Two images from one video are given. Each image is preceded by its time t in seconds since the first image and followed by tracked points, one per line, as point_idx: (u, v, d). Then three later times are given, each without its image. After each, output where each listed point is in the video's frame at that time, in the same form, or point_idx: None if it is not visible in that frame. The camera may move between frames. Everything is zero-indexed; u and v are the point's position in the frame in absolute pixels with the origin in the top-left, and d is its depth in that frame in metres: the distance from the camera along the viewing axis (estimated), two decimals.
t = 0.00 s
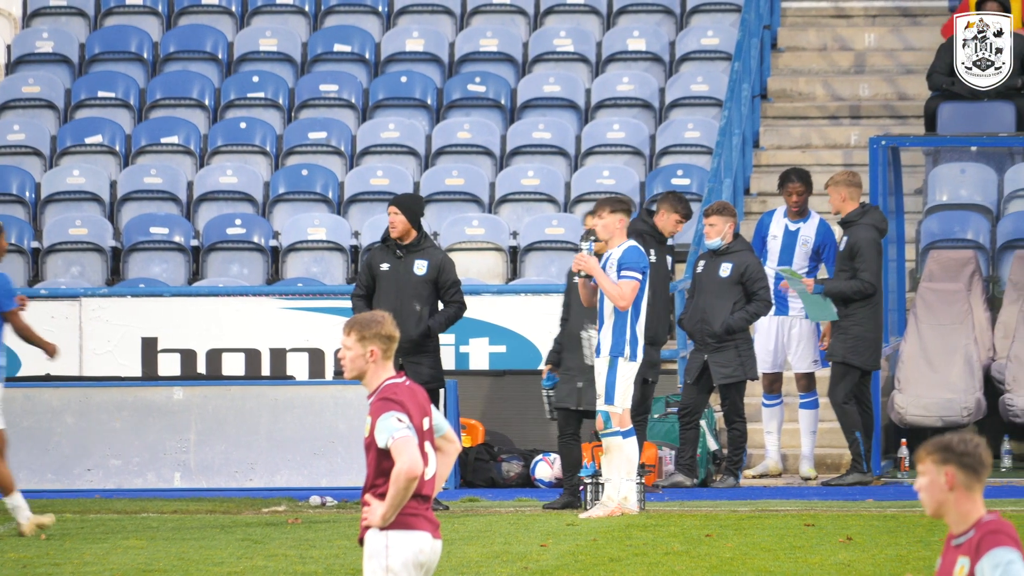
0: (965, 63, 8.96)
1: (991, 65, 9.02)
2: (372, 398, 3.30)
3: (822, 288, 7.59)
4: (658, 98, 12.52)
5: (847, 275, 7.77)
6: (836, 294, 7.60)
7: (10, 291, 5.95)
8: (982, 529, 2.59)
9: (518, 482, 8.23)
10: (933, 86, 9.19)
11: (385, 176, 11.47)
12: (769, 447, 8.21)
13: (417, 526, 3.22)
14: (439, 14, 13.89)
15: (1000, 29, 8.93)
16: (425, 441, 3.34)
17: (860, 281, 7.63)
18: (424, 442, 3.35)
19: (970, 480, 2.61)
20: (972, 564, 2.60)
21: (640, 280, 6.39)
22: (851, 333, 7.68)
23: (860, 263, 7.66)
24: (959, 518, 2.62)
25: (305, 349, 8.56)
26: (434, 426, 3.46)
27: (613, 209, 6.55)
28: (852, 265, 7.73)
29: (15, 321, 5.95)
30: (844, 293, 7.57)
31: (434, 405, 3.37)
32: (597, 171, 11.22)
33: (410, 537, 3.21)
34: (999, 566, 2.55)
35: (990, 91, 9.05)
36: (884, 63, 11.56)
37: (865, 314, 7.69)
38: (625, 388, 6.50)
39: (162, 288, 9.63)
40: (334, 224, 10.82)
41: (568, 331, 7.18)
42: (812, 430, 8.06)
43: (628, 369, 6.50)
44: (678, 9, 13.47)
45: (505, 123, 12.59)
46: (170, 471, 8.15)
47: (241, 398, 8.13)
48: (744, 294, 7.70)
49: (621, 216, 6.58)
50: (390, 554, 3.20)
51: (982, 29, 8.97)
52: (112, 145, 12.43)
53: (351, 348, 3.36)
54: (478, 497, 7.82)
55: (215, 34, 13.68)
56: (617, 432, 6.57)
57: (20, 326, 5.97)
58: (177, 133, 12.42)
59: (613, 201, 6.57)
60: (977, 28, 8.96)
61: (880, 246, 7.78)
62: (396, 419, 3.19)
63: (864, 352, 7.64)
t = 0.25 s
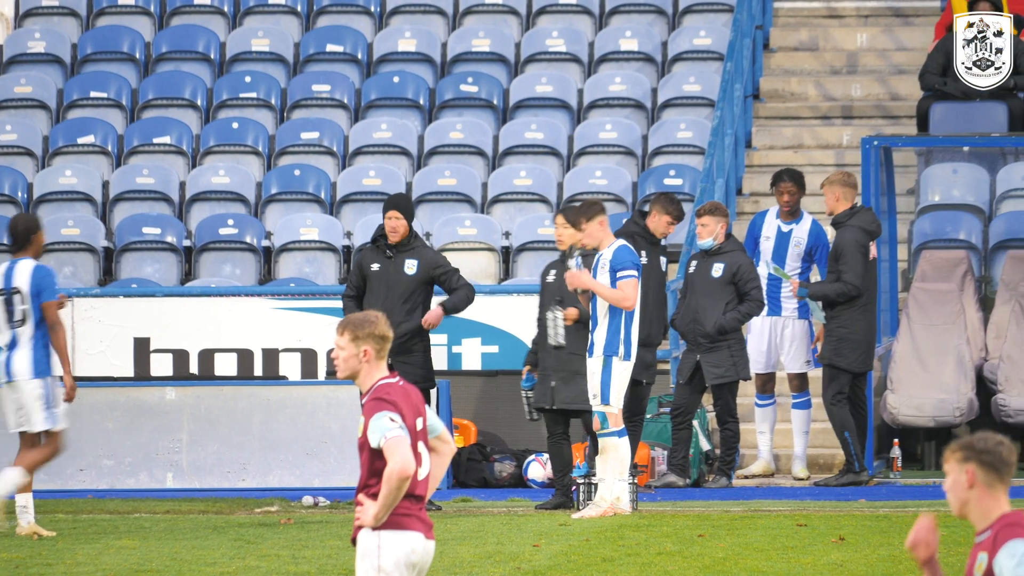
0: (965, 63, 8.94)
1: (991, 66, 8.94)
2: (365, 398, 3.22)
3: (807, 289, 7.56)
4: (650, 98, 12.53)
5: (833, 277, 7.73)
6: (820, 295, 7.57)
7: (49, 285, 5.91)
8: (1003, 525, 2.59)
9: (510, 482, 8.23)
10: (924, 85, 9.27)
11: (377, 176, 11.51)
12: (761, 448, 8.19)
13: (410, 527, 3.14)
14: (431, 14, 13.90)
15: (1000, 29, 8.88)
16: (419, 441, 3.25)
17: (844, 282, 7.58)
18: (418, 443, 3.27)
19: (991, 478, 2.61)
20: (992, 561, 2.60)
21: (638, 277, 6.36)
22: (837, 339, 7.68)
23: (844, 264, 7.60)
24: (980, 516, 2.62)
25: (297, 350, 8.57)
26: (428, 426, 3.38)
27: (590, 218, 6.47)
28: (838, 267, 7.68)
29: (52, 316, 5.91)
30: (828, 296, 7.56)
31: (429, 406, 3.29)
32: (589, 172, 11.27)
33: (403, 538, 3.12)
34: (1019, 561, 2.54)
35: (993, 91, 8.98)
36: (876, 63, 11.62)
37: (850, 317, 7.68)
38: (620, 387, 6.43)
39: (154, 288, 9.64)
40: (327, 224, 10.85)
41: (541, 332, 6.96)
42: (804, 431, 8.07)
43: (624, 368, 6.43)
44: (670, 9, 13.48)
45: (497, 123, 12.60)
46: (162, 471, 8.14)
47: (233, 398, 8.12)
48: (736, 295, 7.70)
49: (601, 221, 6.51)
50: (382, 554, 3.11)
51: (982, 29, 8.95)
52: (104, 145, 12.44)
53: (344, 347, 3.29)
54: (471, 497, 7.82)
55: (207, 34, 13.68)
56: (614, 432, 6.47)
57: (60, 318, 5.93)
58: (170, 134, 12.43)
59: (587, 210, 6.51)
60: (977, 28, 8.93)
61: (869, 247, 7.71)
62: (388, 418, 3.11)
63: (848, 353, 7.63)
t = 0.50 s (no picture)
0: (965, 63, 8.87)
1: (990, 65, 8.87)
2: (362, 397, 3.20)
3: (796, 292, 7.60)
4: (647, 98, 12.55)
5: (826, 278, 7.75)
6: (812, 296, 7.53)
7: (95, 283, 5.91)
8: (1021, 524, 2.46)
9: (507, 483, 8.23)
10: (921, 85, 9.37)
11: (373, 176, 11.51)
12: (758, 448, 8.23)
13: (406, 527, 3.12)
14: (427, 14, 13.91)
15: (1000, 29, 8.76)
16: (415, 441, 3.23)
17: (830, 282, 7.58)
18: (415, 442, 3.24)
19: (1009, 477, 2.48)
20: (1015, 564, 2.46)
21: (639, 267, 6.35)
22: (836, 338, 7.67)
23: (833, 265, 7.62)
24: (1001, 519, 2.49)
25: (293, 350, 8.58)
26: (426, 426, 3.37)
27: (571, 227, 6.50)
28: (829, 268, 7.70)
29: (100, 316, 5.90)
30: (817, 296, 7.52)
31: (427, 405, 3.27)
32: (586, 172, 11.28)
33: (398, 538, 3.10)
34: None
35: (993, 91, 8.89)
36: (872, 63, 11.61)
37: (845, 317, 7.67)
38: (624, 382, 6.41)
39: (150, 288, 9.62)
40: (323, 224, 10.86)
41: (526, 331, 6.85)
42: (800, 431, 8.08)
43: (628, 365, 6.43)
44: (666, 9, 13.49)
45: (493, 123, 12.60)
46: (158, 471, 8.10)
47: (230, 398, 8.11)
48: (733, 295, 7.70)
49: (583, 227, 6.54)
50: (377, 554, 3.09)
51: (982, 30, 8.82)
52: (101, 145, 12.44)
53: (342, 346, 3.26)
54: (467, 497, 7.82)
55: (204, 34, 13.68)
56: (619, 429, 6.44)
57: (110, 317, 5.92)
58: (166, 134, 12.43)
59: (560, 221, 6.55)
60: (977, 28, 8.84)
61: (860, 249, 7.69)
62: (384, 418, 3.08)
63: (845, 353, 7.62)
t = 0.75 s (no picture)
0: (965, 63, 8.85)
1: (990, 65, 8.86)
2: (360, 397, 3.19)
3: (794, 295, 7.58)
4: (645, 98, 12.55)
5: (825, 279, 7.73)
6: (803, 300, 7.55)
7: (152, 289, 6.13)
8: None
9: (506, 483, 8.24)
10: (919, 85, 9.38)
11: (372, 176, 11.51)
12: (757, 448, 8.22)
13: (405, 527, 3.12)
14: (426, 14, 13.91)
15: (1000, 29, 8.77)
16: (415, 442, 3.22)
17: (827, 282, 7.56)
18: (414, 442, 3.24)
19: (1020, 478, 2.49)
20: None
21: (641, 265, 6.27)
22: (836, 339, 7.64)
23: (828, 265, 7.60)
24: (1014, 519, 2.50)
25: (292, 350, 8.59)
26: (427, 427, 3.37)
27: (570, 229, 6.42)
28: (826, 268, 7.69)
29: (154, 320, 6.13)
30: (811, 298, 7.53)
31: (426, 405, 3.27)
32: (585, 172, 11.28)
33: (397, 538, 3.10)
34: None
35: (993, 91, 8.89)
36: (871, 63, 11.61)
37: (845, 317, 7.65)
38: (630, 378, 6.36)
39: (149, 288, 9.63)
40: (322, 225, 10.84)
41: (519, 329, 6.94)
42: (799, 432, 8.06)
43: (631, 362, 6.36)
44: (665, 9, 13.50)
45: (492, 123, 12.61)
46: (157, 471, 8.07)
47: (228, 399, 8.10)
48: (732, 295, 7.70)
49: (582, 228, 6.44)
50: (376, 554, 3.09)
51: (982, 30, 8.83)
52: (99, 145, 12.44)
53: (342, 346, 3.26)
54: (466, 497, 7.82)
55: (202, 34, 13.68)
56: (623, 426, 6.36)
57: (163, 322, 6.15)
58: (165, 134, 12.43)
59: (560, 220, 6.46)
60: (977, 28, 8.83)
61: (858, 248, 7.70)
62: (381, 417, 3.08)
63: (845, 354, 7.58)
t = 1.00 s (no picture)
0: (965, 63, 8.83)
1: (990, 65, 8.85)
2: (360, 396, 3.19)
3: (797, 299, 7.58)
4: (645, 98, 12.56)
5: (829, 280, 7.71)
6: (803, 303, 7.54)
7: (210, 287, 5.97)
8: None
9: (506, 482, 8.24)
10: (919, 85, 9.45)
11: (371, 176, 11.51)
12: (755, 447, 8.22)
13: (404, 527, 3.12)
14: (425, 14, 13.91)
15: (1000, 30, 8.80)
16: (414, 442, 3.22)
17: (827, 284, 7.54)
18: (414, 442, 3.23)
19: None
20: None
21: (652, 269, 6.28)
22: (836, 341, 7.60)
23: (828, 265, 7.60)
24: None
25: (292, 350, 8.59)
26: (427, 427, 3.36)
27: (583, 227, 6.33)
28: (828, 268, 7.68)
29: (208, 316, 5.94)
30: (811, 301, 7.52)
31: (426, 405, 3.26)
32: (584, 172, 11.28)
33: (397, 538, 3.10)
34: None
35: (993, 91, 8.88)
36: (870, 63, 11.61)
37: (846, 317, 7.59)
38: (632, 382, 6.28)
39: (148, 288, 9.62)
40: (321, 225, 10.84)
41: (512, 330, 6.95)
42: (800, 432, 8.05)
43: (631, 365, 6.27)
44: (664, 9, 13.50)
45: (491, 123, 12.61)
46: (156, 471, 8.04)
47: (228, 399, 8.08)
48: (731, 294, 7.70)
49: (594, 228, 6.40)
50: (375, 554, 3.09)
51: (982, 30, 8.83)
52: (99, 145, 12.44)
53: (342, 346, 3.25)
54: (465, 497, 7.82)
55: (202, 34, 13.69)
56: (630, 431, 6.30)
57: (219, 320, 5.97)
58: (164, 134, 12.43)
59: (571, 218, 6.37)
60: (977, 29, 8.83)
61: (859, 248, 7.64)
62: (379, 417, 3.08)
63: (844, 354, 7.54)
